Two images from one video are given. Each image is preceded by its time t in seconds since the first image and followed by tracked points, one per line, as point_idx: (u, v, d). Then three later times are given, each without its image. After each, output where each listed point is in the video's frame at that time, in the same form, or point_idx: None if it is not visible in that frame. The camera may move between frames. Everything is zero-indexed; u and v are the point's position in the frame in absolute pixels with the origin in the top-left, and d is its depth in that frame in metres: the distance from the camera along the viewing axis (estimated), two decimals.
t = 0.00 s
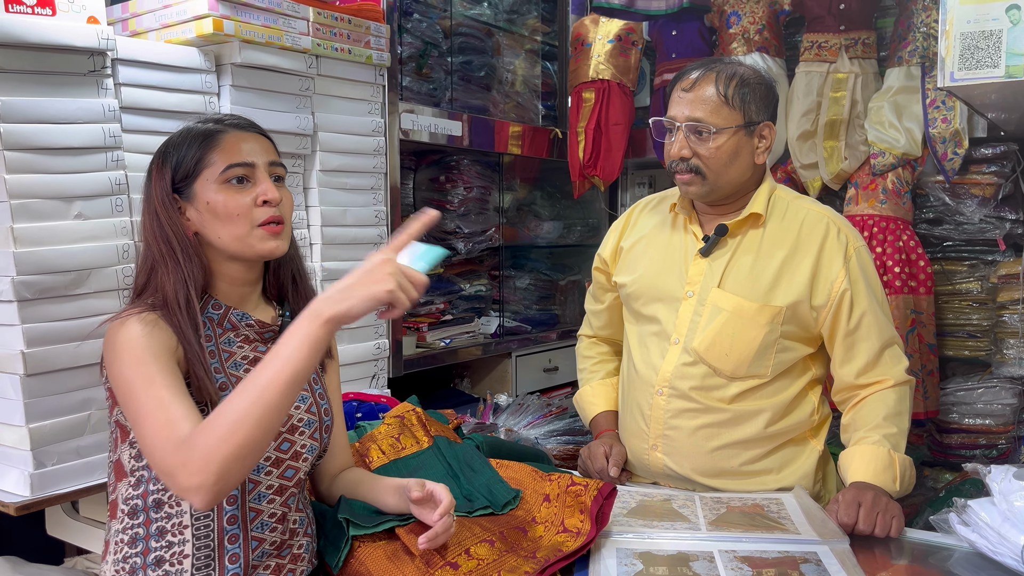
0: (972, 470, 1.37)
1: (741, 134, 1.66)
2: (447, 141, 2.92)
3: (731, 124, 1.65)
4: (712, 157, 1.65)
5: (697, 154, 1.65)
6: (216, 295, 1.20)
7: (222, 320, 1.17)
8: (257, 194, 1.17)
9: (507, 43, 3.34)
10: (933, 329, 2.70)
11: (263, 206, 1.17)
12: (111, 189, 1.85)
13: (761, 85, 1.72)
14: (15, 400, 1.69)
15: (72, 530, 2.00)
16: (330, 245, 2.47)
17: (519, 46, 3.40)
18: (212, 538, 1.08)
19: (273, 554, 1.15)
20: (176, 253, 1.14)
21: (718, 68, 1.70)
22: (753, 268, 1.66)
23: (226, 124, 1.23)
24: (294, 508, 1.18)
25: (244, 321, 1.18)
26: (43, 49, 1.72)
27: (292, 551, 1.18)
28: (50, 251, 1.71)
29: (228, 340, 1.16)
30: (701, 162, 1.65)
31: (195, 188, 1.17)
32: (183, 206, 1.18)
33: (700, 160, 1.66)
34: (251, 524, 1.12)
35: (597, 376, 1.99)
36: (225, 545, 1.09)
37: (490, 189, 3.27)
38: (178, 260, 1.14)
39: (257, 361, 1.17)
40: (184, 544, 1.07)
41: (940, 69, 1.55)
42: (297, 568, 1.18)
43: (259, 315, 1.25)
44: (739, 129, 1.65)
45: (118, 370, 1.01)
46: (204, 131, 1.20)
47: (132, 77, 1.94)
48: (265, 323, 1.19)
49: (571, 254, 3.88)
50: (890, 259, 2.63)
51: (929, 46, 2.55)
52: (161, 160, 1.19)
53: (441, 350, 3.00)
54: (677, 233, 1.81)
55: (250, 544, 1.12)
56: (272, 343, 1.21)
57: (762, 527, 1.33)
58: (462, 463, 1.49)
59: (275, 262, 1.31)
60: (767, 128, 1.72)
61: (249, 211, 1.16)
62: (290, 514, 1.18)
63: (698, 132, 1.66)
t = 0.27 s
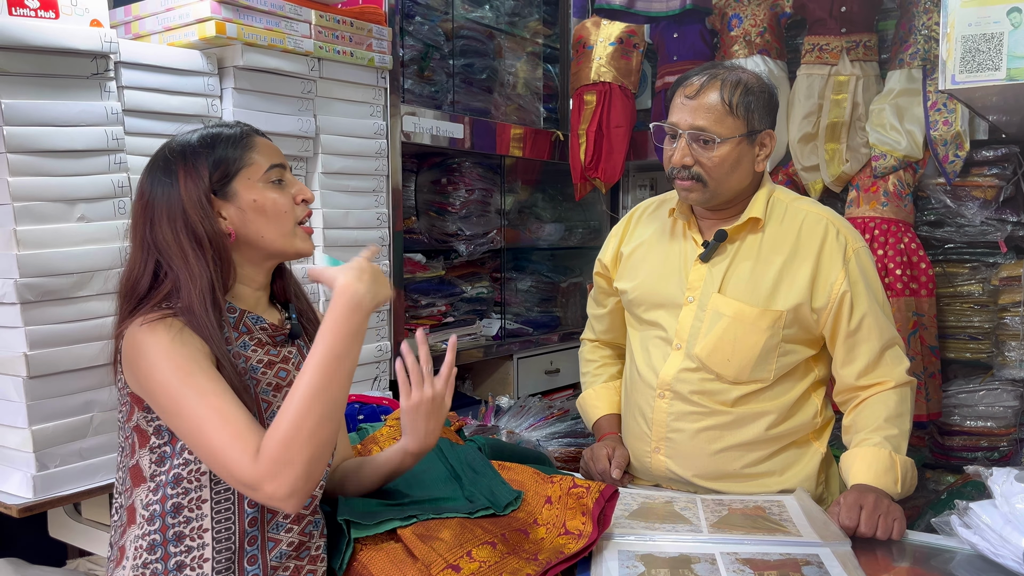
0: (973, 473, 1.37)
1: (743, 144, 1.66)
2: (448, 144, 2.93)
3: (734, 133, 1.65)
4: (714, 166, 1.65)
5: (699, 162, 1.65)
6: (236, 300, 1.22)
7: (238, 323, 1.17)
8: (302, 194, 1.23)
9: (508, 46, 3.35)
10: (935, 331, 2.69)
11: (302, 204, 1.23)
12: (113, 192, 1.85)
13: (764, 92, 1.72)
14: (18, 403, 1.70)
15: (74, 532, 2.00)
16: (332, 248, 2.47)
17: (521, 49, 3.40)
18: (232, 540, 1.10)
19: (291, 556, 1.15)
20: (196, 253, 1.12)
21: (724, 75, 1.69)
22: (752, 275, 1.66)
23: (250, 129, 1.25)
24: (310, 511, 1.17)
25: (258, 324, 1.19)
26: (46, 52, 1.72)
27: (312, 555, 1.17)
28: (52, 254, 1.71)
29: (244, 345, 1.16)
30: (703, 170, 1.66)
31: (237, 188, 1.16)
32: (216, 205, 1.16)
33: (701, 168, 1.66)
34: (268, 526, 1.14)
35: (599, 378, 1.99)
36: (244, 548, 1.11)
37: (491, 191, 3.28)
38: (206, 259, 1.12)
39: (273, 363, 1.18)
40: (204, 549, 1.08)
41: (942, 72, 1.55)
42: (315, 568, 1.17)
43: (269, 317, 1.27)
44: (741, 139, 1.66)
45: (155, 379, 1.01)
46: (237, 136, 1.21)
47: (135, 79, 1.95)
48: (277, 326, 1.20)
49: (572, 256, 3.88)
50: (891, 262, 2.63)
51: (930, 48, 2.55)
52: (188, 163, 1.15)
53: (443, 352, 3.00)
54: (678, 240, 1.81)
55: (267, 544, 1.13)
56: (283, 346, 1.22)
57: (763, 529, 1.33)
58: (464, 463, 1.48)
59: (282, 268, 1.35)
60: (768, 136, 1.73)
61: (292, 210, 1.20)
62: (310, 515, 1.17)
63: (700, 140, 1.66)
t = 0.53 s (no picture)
0: (972, 475, 1.37)
1: (756, 134, 1.67)
2: (449, 145, 2.93)
3: (747, 125, 1.66)
4: (733, 161, 1.65)
5: (719, 160, 1.65)
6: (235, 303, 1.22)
7: (235, 327, 1.17)
8: (308, 209, 1.25)
9: (509, 48, 3.35)
10: (935, 333, 2.69)
11: (309, 220, 1.26)
12: (114, 193, 1.85)
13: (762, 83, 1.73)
14: (18, 404, 1.70)
15: (74, 533, 2.00)
16: (333, 249, 2.47)
17: (521, 50, 3.41)
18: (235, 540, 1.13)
19: (297, 552, 1.22)
20: (201, 253, 1.12)
21: (724, 72, 1.69)
22: (753, 276, 1.66)
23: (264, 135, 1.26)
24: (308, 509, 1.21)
25: (254, 327, 1.20)
26: (47, 54, 1.73)
27: (319, 550, 1.25)
28: (52, 255, 1.71)
29: (243, 347, 1.18)
30: (725, 167, 1.65)
31: (250, 196, 1.18)
32: (228, 209, 1.17)
33: (722, 166, 1.66)
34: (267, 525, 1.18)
35: (598, 380, 1.99)
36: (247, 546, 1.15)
37: (492, 193, 3.28)
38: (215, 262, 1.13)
39: (275, 362, 1.21)
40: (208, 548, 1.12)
41: (942, 74, 1.56)
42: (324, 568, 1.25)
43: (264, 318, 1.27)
44: (755, 130, 1.66)
45: (134, 391, 1.00)
46: (256, 142, 1.22)
47: (136, 81, 1.95)
48: (273, 328, 1.22)
49: (573, 258, 3.88)
50: (891, 264, 2.63)
51: (931, 50, 2.56)
52: (207, 162, 1.16)
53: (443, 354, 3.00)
54: (678, 239, 1.81)
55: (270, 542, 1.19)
56: (279, 346, 1.24)
57: (763, 531, 1.33)
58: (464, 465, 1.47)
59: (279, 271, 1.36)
60: (773, 126, 1.74)
61: (297, 221, 1.22)
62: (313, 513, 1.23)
63: (716, 137, 1.65)
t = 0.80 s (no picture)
0: (975, 477, 1.37)
1: (735, 125, 1.66)
2: (450, 147, 2.93)
3: (723, 117, 1.65)
4: (719, 156, 1.65)
5: (705, 157, 1.65)
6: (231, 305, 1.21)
7: (233, 331, 1.17)
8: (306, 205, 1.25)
9: (510, 49, 3.35)
10: (936, 335, 2.69)
11: (308, 216, 1.25)
12: (115, 194, 1.85)
13: (731, 78, 1.72)
14: (19, 405, 1.70)
15: (74, 534, 1.99)
16: (334, 250, 2.47)
17: (522, 52, 3.41)
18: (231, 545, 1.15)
19: (291, 558, 1.22)
20: (195, 256, 1.12)
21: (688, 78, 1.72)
22: (760, 272, 1.66)
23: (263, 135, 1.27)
24: (306, 515, 1.24)
25: (253, 331, 1.20)
26: (49, 54, 1.73)
27: (313, 557, 1.24)
28: (54, 256, 1.71)
29: (239, 351, 1.17)
30: (711, 164, 1.65)
31: (245, 193, 1.18)
32: (226, 209, 1.17)
33: (709, 163, 1.65)
34: (264, 531, 1.20)
35: (600, 382, 1.99)
36: (242, 552, 1.16)
37: (493, 195, 3.28)
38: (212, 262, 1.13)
39: (271, 367, 1.19)
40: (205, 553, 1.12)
41: (944, 76, 1.55)
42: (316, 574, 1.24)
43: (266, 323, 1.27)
44: (732, 121, 1.66)
45: (121, 399, 1.01)
46: (253, 141, 1.23)
47: (137, 82, 1.95)
48: (273, 332, 1.21)
49: (574, 259, 3.88)
50: (893, 265, 2.63)
51: (932, 52, 2.56)
52: (202, 164, 1.16)
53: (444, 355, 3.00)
54: (683, 239, 1.81)
55: (265, 549, 1.20)
56: (279, 349, 1.23)
57: (764, 533, 1.33)
58: (466, 467, 1.48)
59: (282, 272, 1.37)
60: (755, 113, 1.72)
61: (297, 219, 1.22)
62: (314, 520, 1.25)
63: (694, 137, 1.65)
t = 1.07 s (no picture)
0: (977, 478, 1.36)
1: (737, 145, 1.66)
2: (452, 148, 2.93)
3: (727, 135, 1.65)
4: (707, 169, 1.65)
5: (694, 166, 1.66)
6: (229, 307, 1.22)
7: (233, 333, 1.19)
8: (248, 218, 1.18)
9: (512, 50, 3.35)
10: (938, 337, 2.69)
11: (251, 229, 1.18)
12: (117, 195, 1.85)
13: (754, 94, 1.71)
14: (22, 405, 1.70)
15: (76, 535, 1.99)
16: (335, 251, 2.47)
17: (524, 53, 3.41)
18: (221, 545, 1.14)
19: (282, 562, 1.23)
20: (180, 266, 1.18)
21: (712, 80, 1.69)
22: (754, 271, 1.67)
23: (240, 140, 1.24)
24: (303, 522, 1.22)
25: (254, 334, 1.21)
26: (52, 55, 1.73)
27: (304, 561, 1.25)
28: (56, 256, 1.72)
29: (239, 354, 1.18)
30: (698, 174, 1.66)
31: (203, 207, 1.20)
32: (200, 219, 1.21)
33: (696, 173, 1.66)
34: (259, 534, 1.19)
35: (606, 387, 1.99)
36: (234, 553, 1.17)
37: (494, 196, 3.28)
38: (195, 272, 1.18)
39: (270, 370, 1.20)
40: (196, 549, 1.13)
41: (946, 77, 1.55)
42: None
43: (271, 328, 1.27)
44: (734, 141, 1.66)
45: (118, 401, 1.07)
46: (217, 147, 1.22)
47: (139, 83, 1.95)
48: (275, 336, 1.22)
49: (574, 261, 3.88)
50: (894, 267, 2.63)
51: (934, 53, 2.56)
52: (189, 176, 1.22)
53: (445, 356, 3.00)
54: (680, 242, 1.81)
55: (255, 551, 1.20)
56: (281, 353, 1.24)
57: (766, 535, 1.33)
58: (466, 467, 1.48)
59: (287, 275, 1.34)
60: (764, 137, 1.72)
61: (237, 232, 1.17)
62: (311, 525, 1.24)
63: (694, 144, 1.65)
